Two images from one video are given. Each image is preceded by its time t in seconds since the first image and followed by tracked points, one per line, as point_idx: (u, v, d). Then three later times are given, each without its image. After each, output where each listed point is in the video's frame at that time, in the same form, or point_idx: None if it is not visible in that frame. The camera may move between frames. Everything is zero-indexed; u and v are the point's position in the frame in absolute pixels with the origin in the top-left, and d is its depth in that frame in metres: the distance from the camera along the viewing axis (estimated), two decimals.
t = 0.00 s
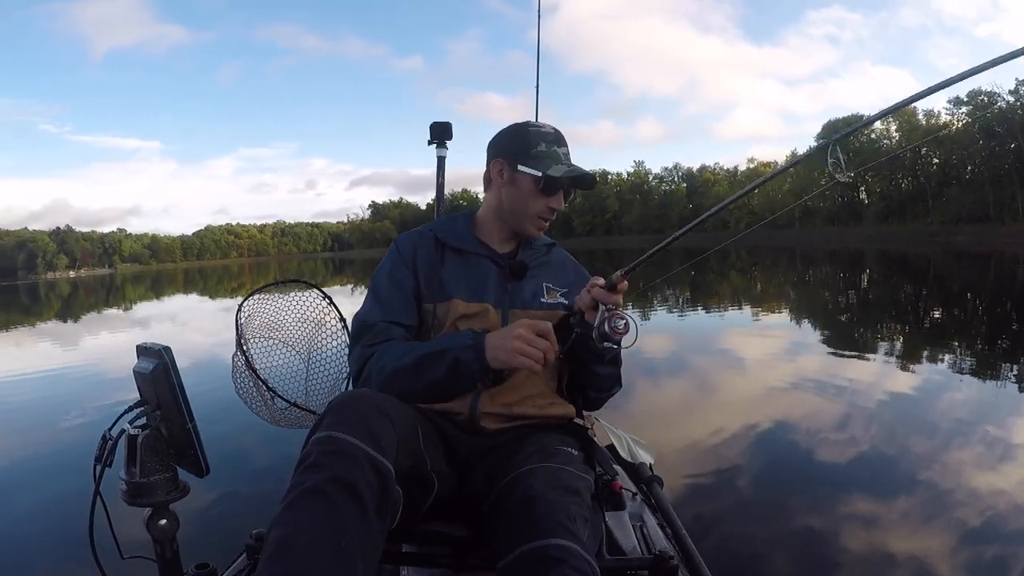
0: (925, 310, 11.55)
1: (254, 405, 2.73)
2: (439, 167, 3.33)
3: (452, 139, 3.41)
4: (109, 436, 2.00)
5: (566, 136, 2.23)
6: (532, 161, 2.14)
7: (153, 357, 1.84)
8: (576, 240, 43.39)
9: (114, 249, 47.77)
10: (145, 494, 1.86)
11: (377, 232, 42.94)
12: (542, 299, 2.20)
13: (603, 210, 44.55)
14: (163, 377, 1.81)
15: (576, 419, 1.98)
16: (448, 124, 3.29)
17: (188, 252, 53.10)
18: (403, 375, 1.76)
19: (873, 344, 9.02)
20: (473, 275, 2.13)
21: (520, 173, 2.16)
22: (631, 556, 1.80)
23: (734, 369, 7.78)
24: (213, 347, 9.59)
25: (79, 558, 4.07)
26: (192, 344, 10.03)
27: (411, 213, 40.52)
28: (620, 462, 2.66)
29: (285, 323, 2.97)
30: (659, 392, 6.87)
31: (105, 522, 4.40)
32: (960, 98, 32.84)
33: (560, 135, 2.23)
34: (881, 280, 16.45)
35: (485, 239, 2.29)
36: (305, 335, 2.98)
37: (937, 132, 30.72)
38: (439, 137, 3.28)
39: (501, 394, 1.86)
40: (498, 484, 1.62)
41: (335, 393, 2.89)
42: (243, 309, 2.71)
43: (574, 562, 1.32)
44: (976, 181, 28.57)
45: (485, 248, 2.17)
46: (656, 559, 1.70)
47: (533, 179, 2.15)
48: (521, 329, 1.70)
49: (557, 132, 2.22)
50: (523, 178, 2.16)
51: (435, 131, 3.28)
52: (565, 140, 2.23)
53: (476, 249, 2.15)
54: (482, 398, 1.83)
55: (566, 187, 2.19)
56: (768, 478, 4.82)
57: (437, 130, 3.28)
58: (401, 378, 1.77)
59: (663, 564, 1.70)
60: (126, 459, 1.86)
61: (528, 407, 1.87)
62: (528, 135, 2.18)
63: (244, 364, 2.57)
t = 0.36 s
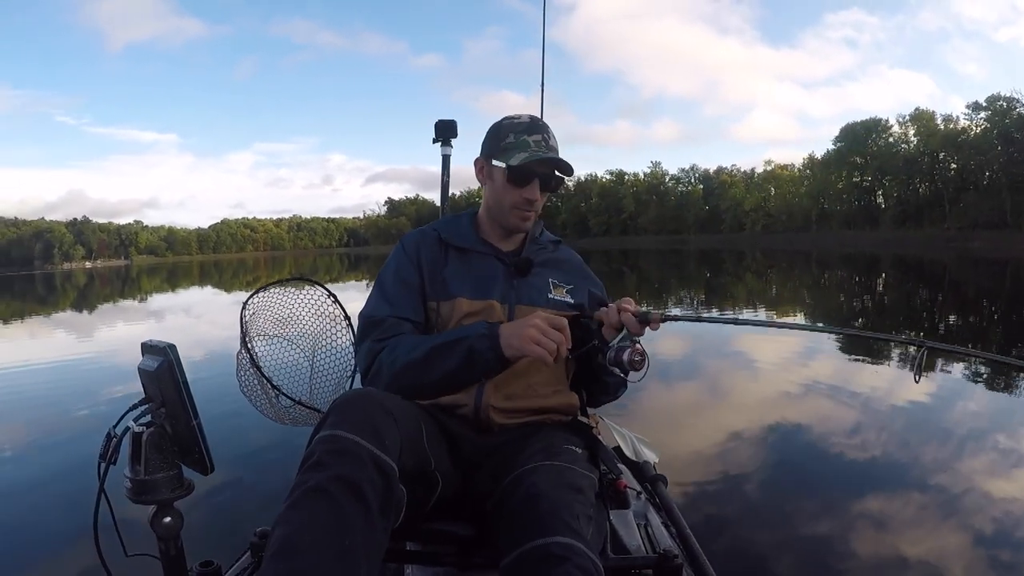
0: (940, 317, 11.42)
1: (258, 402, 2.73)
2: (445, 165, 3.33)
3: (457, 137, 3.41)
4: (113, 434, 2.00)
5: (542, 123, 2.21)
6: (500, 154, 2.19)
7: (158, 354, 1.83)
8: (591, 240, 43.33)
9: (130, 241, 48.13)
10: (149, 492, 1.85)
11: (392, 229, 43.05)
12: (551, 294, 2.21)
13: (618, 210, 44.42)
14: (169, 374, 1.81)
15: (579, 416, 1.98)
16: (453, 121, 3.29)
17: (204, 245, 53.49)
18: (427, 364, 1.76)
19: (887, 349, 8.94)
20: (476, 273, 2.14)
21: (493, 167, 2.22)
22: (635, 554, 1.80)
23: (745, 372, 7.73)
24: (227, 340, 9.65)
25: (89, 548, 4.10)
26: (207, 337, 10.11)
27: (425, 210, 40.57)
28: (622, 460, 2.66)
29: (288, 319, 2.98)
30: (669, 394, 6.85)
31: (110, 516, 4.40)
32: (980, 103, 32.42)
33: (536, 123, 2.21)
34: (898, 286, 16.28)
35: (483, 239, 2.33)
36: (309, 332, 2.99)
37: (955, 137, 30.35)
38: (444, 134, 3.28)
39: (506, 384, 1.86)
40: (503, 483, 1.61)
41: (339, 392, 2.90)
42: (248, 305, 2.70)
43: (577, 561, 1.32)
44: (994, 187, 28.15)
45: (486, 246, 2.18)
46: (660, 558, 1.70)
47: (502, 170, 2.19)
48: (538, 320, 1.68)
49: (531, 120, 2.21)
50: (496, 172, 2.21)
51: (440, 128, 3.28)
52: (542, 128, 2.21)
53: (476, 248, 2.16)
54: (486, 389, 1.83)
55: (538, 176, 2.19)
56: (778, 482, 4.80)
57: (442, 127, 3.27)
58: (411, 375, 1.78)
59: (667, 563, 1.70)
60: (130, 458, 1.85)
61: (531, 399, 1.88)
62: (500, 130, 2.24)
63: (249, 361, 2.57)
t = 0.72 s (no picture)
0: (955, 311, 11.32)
1: (262, 402, 2.73)
2: (448, 164, 3.33)
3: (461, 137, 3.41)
4: (116, 433, 2.00)
5: (539, 120, 2.20)
6: (499, 153, 2.19)
7: (161, 354, 1.82)
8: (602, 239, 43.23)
9: (144, 246, 48.51)
10: (152, 491, 1.86)
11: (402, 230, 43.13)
12: (560, 289, 2.23)
13: (629, 209, 44.33)
14: (172, 374, 1.81)
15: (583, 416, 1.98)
16: (457, 121, 3.29)
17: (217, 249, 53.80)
18: (452, 359, 1.76)
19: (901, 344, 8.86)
20: (484, 272, 2.13)
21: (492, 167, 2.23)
22: (639, 554, 1.79)
23: (757, 369, 7.68)
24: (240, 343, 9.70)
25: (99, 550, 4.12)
26: (221, 340, 10.16)
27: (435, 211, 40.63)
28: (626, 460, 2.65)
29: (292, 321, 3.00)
30: (681, 392, 6.81)
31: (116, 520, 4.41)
32: (992, 96, 32.10)
33: (533, 121, 2.21)
34: (912, 280, 16.16)
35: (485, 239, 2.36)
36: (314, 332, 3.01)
37: (967, 130, 30.08)
38: (448, 134, 3.28)
39: (511, 384, 1.86)
40: (508, 482, 1.61)
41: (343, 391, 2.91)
42: (252, 305, 2.71)
43: (582, 561, 1.31)
44: (1008, 180, 27.86)
45: (491, 245, 2.18)
46: (664, 558, 1.70)
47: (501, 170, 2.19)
48: (564, 306, 1.70)
49: (528, 118, 2.21)
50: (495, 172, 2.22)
51: (444, 128, 3.28)
52: (540, 126, 2.21)
53: (481, 247, 2.16)
54: (493, 387, 1.83)
55: (536, 176, 2.18)
56: (791, 479, 4.77)
57: (445, 127, 3.28)
58: (429, 373, 1.78)
59: (671, 563, 1.69)
60: (134, 457, 1.86)
61: (534, 398, 1.87)
62: (497, 129, 2.24)
63: (252, 361, 2.58)
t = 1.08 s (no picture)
0: (967, 299, 11.24)
1: (267, 406, 2.74)
2: (452, 165, 3.33)
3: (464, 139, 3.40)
4: (120, 436, 2.03)
5: (542, 122, 2.21)
6: (504, 156, 2.19)
7: (165, 356, 1.86)
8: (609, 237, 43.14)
9: (153, 257, 48.78)
10: (156, 493, 1.88)
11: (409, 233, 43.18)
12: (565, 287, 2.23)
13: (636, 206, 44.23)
14: (175, 376, 1.83)
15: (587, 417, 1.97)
16: (460, 122, 3.28)
17: (226, 257, 54.11)
18: (475, 353, 1.73)
19: (914, 334, 8.78)
20: (493, 272, 2.13)
21: (497, 170, 2.22)
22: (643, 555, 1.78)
23: (769, 364, 7.63)
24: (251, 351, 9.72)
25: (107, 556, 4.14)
26: (232, 348, 10.20)
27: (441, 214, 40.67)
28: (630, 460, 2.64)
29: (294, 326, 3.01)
30: (693, 389, 6.78)
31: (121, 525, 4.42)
32: (998, 82, 31.85)
33: (537, 123, 2.21)
34: (923, 270, 16.04)
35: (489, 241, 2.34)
36: (317, 336, 3.02)
37: (974, 118, 29.84)
38: (451, 136, 3.28)
39: (517, 382, 1.85)
40: (512, 483, 1.60)
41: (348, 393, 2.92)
42: (254, 309, 2.73)
43: (589, 561, 1.31)
44: (1016, 166, 27.61)
45: (497, 246, 2.18)
46: (668, 559, 1.68)
47: (507, 173, 2.19)
48: (582, 290, 1.71)
49: (532, 120, 2.21)
50: (500, 174, 2.21)
51: (447, 130, 3.28)
52: (543, 128, 2.22)
53: (488, 248, 2.16)
54: (500, 386, 1.82)
55: (542, 177, 2.18)
56: (804, 473, 4.73)
57: (448, 129, 3.28)
58: (445, 372, 1.76)
59: (675, 564, 1.68)
60: (138, 460, 1.88)
61: (540, 399, 1.87)
62: (501, 132, 2.24)
63: (256, 364, 2.59)
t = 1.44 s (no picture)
0: (976, 295, 11.18)
1: (270, 408, 2.75)
2: (455, 167, 3.33)
3: (466, 140, 3.40)
4: (123, 440, 2.03)
5: (560, 129, 2.23)
6: (531, 157, 2.14)
7: (168, 359, 1.87)
8: (616, 236, 43.11)
9: (161, 261, 48.97)
10: (160, 496, 1.88)
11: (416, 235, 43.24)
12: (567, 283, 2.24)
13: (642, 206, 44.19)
14: (178, 378, 1.84)
15: (590, 417, 1.97)
16: (462, 123, 3.28)
17: (234, 261, 54.35)
18: (483, 349, 1.72)
19: (922, 331, 8.74)
20: (498, 273, 2.13)
21: (518, 171, 2.16)
22: (647, 555, 1.77)
23: (777, 362, 7.60)
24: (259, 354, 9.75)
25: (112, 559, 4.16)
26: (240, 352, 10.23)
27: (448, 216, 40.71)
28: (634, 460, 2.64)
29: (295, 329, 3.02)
30: (702, 388, 6.77)
31: (125, 528, 4.44)
32: (1005, 77, 31.67)
33: (554, 129, 2.22)
34: (932, 266, 15.98)
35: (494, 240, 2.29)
36: (320, 338, 3.03)
37: (981, 113, 29.70)
38: (454, 137, 3.28)
39: (522, 382, 1.85)
40: (517, 484, 1.60)
41: (350, 395, 2.93)
42: (257, 312, 2.73)
43: (594, 562, 1.30)
44: None
45: (502, 247, 2.17)
46: (672, 559, 1.68)
47: (533, 175, 2.15)
48: (584, 279, 1.71)
49: (551, 125, 2.21)
50: (522, 176, 2.16)
51: (449, 131, 3.28)
52: (561, 134, 2.23)
53: (494, 249, 2.16)
54: (503, 387, 1.82)
55: (566, 181, 2.17)
56: (814, 471, 4.72)
57: (451, 130, 3.28)
58: (449, 371, 1.76)
59: (679, 564, 1.67)
60: (142, 462, 1.88)
61: (544, 400, 1.86)
62: (522, 132, 2.18)
63: (260, 366, 2.60)
